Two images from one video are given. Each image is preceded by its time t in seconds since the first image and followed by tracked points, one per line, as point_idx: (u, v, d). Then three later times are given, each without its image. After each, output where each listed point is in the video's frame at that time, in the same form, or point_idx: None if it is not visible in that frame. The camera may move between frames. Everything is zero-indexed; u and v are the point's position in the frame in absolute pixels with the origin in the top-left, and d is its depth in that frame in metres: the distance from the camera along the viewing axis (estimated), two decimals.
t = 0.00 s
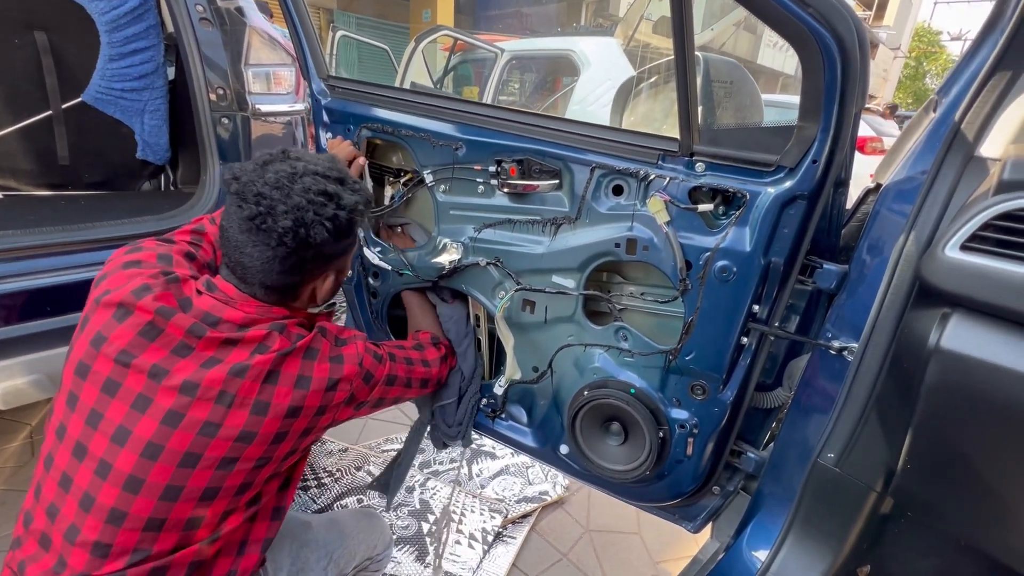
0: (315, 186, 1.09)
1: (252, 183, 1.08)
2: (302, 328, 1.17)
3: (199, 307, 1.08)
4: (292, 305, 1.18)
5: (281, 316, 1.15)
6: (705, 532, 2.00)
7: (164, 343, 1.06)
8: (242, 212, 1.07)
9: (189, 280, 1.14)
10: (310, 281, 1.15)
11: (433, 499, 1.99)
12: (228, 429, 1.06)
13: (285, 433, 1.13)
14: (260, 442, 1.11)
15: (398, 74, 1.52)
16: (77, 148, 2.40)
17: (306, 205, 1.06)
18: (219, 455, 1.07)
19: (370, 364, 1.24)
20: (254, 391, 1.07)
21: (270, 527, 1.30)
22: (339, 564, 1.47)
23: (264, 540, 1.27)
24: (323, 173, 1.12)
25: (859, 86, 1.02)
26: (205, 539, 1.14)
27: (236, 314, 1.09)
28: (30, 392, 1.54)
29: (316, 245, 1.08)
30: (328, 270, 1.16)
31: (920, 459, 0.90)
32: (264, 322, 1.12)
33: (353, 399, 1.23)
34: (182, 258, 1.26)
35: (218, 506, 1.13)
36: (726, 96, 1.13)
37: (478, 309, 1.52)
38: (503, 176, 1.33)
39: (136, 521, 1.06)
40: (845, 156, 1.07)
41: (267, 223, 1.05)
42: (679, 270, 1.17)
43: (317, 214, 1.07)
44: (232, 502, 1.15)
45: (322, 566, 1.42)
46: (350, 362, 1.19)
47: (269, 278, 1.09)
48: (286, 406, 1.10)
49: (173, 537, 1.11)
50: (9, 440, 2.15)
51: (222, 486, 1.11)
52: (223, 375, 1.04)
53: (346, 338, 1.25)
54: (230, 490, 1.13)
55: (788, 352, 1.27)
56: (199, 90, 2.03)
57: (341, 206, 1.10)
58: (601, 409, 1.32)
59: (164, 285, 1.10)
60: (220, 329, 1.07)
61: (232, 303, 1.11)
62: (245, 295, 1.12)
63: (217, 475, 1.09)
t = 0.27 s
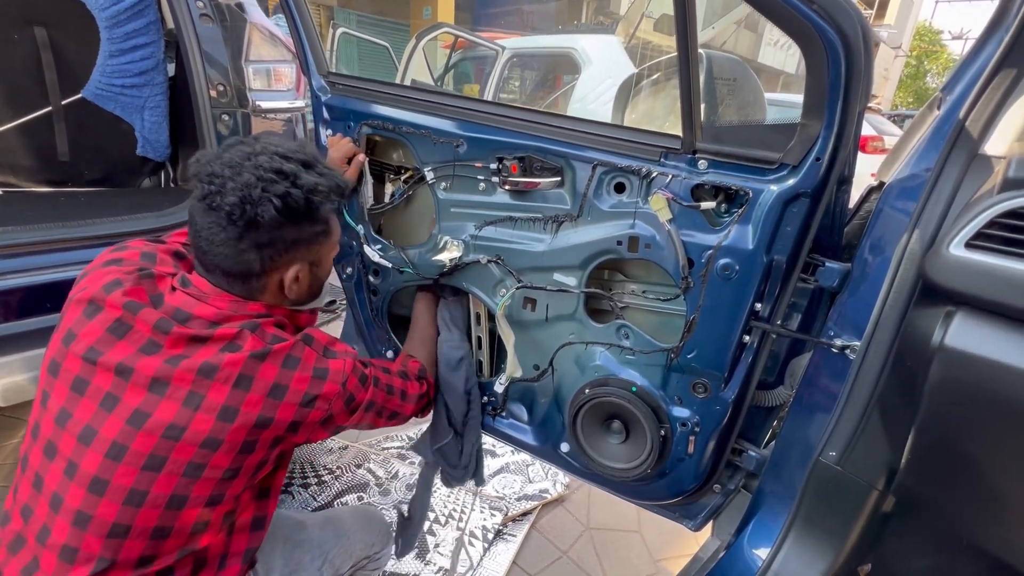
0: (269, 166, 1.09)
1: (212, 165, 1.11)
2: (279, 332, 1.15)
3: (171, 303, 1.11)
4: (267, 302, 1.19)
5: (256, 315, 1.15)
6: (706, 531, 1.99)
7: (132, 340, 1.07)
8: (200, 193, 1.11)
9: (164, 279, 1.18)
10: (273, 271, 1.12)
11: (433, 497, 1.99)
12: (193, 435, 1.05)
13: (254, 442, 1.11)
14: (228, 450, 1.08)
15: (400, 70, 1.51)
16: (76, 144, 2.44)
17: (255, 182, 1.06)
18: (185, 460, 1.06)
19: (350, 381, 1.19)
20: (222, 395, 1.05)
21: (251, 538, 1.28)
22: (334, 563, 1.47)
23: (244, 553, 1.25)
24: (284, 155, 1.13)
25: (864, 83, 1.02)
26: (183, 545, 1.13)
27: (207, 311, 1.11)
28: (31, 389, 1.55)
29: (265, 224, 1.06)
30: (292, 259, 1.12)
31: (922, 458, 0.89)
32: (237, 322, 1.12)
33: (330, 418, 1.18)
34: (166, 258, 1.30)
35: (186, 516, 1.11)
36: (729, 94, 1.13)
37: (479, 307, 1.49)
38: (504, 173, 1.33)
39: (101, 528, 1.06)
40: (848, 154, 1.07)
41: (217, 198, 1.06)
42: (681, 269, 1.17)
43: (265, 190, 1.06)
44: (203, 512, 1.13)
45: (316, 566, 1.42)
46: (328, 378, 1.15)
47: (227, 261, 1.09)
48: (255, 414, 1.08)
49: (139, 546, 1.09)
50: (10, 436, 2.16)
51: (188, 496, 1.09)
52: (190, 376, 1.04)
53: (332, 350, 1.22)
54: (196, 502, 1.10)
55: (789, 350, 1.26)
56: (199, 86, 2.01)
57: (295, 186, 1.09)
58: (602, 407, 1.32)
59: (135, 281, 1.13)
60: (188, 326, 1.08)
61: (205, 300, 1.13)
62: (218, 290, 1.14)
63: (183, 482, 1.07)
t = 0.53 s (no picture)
0: (208, 133, 1.03)
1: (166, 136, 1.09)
2: (245, 324, 1.07)
3: (132, 291, 1.06)
4: (231, 289, 1.11)
5: (217, 303, 1.07)
6: (707, 526, 1.99)
7: (96, 330, 1.03)
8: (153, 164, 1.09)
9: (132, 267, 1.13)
10: (215, 247, 1.04)
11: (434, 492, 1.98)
12: (151, 431, 0.98)
13: (218, 441, 1.03)
14: (189, 449, 1.01)
15: (400, 66, 1.49)
16: (75, 137, 2.48)
17: (186, 147, 1.01)
18: (144, 458, 0.99)
19: (322, 382, 1.11)
20: (182, 388, 0.98)
21: (235, 535, 1.22)
22: (332, 561, 1.44)
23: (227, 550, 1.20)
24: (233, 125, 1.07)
25: (872, 74, 1.00)
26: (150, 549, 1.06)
27: (167, 296, 1.04)
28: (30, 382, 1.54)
29: (192, 190, 0.99)
30: (233, 237, 1.04)
31: (928, 454, 0.89)
32: (199, 310, 1.04)
33: (298, 421, 1.10)
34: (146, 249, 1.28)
35: (152, 518, 1.03)
36: (734, 86, 1.12)
37: (480, 301, 1.48)
38: (505, 167, 1.32)
39: (67, 524, 0.99)
40: (855, 148, 1.06)
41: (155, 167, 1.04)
42: (685, 263, 1.16)
43: (194, 153, 1.00)
44: (171, 514, 1.05)
45: (314, 564, 1.40)
46: (297, 378, 1.07)
47: (169, 234, 1.05)
48: (215, 411, 1.00)
49: (106, 548, 1.01)
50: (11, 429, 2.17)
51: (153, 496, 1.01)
52: (150, 367, 0.98)
53: (307, 346, 1.13)
54: (161, 503, 1.02)
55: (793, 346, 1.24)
56: (199, 80, 1.99)
57: (229, 153, 1.01)
58: (604, 402, 1.31)
59: (100, 268, 1.10)
60: (147, 313, 1.02)
61: (166, 285, 1.06)
62: (182, 275, 1.08)
63: (146, 481, 1.00)
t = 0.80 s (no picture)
0: (144, 120, 1.00)
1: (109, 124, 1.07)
2: (194, 330, 1.03)
3: (79, 294, 1.07)
4: (183, 291, 1.07)
5: (165, 307, 1.03)
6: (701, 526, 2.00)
7: (40, 336, 1.03)
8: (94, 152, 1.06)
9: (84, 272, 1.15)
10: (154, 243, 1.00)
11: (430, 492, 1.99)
12: (86, 445, 0.97)
13: (160, 458, 1.00)
14: (127, 466, 0.98)
15: (397, 65, 1.49)
16: (70, 136, 2.48)
17: (117, 133, 0.98)
18: (81, 474, 0.98)
19: (277, 395, 1.05)
20: (118, 401, 0.96)
21: (202, 549, 1.21)
22: (318, 567, 1.41)
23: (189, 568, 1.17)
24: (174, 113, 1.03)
25: (861, 77, 1.01)
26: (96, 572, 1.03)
27: (111, 301, 1.03)
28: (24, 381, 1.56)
29: (122, 177, 0.96)
30: (172, 232, 1.00)
31: (916, 453, 0.90)
32: (142, 314, 1.01)
33: (249, 436, 1.05)
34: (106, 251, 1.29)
35: (95, 536, 1.01)
36: (727, 88, 1.13)
37: (474, 302, 1.49)
38: (500, 168, 1.33)
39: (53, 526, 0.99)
40: (846, 150, 1.07)
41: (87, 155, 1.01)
42: (678, 264, 1.17)
43: (124, 139, 0.97)
44: (116, 532, 1.02)
45: (298, 571, 1.37)
46: (246, 391, 1.02)
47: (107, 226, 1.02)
48: (152, 427, 0.97)
49: (52, 564, 1.01)
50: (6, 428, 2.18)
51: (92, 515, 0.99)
52: (87, 376, 0.97)
53: (264, 355, 1.08)
54: (101, 523, 1.00)
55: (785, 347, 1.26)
56: (194, 79, 1.99)
57: (162, 140, 0.97)
58: (598, 402, 1.32)
59: (46, 271, 1.12)
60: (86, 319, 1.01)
61: (112, 289, 1.05)
62: (128, 277, 1.06)
63: (83, 500, 0.98)
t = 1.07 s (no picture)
0: (190, 127, 0.97)
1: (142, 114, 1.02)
2: (131, 347, 0.94)
3: (18, 302, 1.00)
4: (139, 304, 0.98)
5: (104, 321, 0.95)
6: (700, 526, 2.00)
7: None
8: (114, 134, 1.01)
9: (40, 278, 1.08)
10: (136, 243, 0.93)
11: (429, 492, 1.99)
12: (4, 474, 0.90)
13: (79, 492, 0.90)
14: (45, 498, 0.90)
15: (397, 65, 1.49)
16: (69, 136, 2.48)
17: (156, 131, 0.94)
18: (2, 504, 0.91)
19: (218, 421, 0.95)
20: (33, 426, 0.89)
21: None
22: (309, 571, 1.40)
23: None
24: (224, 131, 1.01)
25: (861, 78, 1.02)
26: None
27: (49, 313, 0.96)
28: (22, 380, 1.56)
29: (141, 172, 0.91)
30: (160, 238, 0.93)
31: (914, 453, 0.90)
32: (77, 328, 0.94)
33: (187, 466, 0.95)
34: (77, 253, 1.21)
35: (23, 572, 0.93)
36: (726, 89, 1.13)
37: (473, 302, 1.49)
38: (500, 168, 1.33)
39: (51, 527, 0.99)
40: (845, 151, 1.07)
41: (113, 138, 0.96)
42: (677, 265, 1.17)
43: (163, 140, 0.93)
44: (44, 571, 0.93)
45: None
46: (180, 418, 0.92)
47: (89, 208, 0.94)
48: (68, 456, 0.88)
49: None
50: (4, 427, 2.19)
51: (16, 550, 0.92)
52: (7, 397, 0.90)
53: (210, 376, 0.97)
54: (26, 559, 0.92)
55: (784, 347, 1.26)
56: (194, 78, 1.99)
57: (203, 154, 0.94)
58: (597, 402, 1.32)
59: None
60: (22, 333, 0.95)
61: (54, 298, 0.98)
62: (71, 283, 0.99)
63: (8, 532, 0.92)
